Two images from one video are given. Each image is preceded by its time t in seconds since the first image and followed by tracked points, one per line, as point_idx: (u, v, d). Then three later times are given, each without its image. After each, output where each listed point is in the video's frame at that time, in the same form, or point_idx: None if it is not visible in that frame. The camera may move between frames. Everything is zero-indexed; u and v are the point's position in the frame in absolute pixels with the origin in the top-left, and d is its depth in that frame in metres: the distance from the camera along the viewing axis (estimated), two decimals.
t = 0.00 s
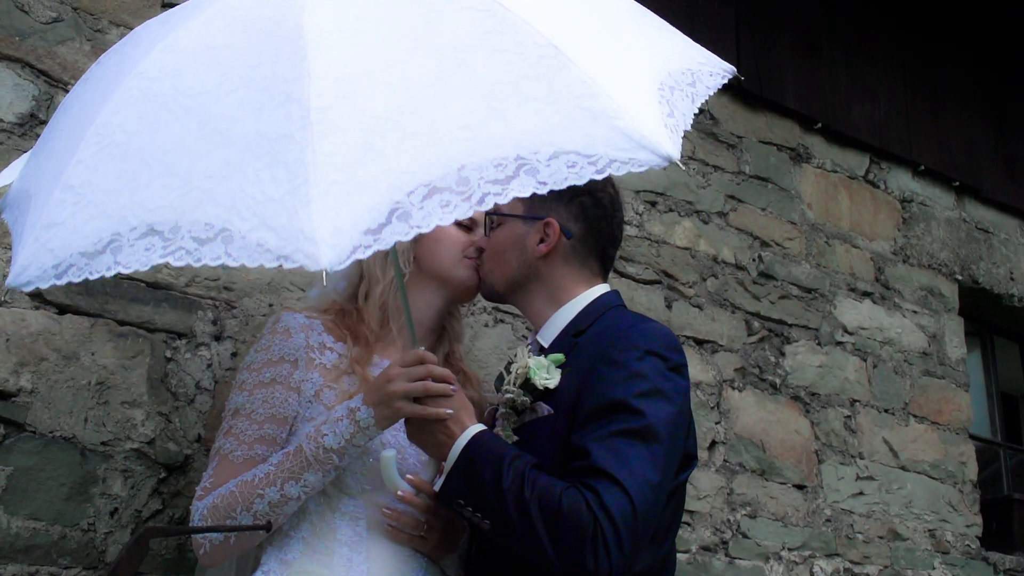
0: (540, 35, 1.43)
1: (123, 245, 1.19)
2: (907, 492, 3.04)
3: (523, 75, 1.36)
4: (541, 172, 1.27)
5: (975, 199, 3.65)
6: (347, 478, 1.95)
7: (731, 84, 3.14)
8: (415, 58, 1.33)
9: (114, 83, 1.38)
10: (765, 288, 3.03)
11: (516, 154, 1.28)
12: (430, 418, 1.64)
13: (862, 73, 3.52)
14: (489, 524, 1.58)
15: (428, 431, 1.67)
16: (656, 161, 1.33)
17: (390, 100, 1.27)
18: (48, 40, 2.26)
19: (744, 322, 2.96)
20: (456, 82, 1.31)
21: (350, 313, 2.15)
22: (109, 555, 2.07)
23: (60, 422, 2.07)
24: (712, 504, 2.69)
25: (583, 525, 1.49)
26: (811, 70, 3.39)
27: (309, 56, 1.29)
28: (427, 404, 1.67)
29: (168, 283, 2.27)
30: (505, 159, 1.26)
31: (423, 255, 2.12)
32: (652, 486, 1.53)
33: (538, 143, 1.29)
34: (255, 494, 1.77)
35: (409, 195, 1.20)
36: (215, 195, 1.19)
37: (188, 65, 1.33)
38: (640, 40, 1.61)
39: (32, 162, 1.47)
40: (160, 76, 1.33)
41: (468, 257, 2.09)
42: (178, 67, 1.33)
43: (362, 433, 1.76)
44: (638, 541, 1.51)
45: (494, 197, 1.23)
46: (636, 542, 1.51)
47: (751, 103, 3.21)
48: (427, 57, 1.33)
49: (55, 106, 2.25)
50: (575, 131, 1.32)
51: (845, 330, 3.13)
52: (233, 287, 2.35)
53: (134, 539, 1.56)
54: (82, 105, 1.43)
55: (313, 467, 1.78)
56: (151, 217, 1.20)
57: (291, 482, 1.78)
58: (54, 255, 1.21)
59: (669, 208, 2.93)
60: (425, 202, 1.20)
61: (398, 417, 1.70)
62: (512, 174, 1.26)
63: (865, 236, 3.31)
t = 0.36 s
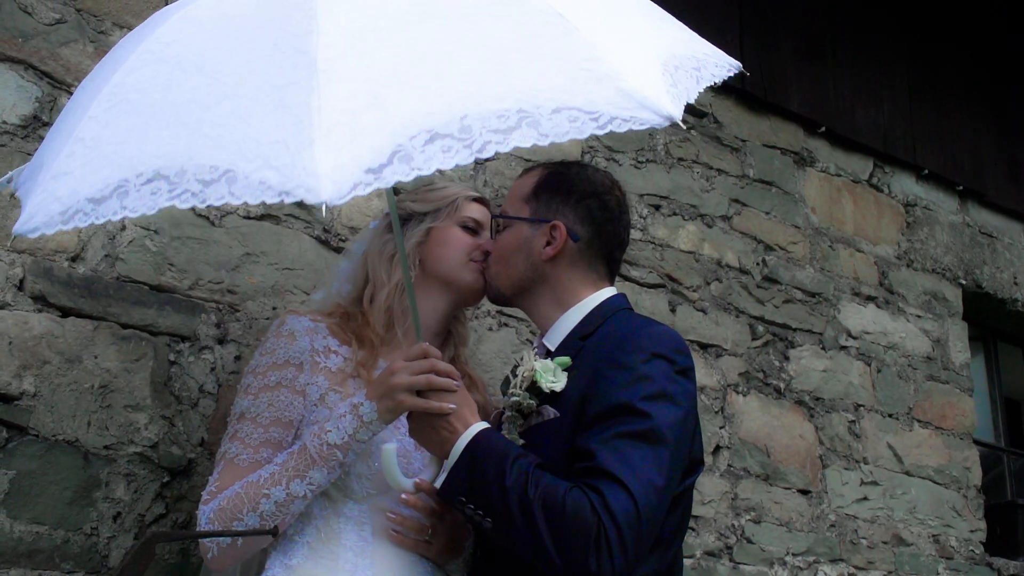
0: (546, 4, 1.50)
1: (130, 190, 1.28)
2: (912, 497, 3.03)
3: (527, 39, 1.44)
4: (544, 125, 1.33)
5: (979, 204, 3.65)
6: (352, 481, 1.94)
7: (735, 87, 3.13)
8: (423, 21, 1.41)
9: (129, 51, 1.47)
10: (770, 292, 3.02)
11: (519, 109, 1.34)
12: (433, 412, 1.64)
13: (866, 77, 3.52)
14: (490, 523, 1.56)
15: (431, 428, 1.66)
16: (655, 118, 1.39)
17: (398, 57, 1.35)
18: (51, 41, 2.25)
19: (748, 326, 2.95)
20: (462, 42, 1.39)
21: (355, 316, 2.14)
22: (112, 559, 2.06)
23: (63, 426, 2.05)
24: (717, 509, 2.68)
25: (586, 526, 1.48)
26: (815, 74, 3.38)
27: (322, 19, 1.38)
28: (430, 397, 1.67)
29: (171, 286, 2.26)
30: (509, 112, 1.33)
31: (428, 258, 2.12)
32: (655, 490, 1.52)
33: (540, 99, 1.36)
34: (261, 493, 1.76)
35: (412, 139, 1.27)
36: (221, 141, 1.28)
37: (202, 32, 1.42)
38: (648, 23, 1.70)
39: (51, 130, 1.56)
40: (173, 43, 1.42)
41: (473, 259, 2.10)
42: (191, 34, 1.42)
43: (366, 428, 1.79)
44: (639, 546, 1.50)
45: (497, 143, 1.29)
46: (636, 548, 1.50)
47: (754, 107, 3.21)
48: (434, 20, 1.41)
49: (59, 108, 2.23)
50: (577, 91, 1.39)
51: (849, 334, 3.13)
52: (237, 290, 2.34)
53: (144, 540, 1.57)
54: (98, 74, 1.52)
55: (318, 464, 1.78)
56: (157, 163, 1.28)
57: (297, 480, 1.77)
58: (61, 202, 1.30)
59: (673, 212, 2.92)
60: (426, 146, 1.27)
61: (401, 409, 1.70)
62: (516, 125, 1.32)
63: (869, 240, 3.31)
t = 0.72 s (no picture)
0: None
1: (143, 134, 1.33)
2: (916, 502, 3.03)
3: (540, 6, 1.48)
4: (554, 82, 1.37)
5: (982, 208, 3.65)
6: (358, 486, 1.91)
7: (739, 90, 3.12)
8: None
9: (157, 22, 1.56)
10: (773, 296, 3.01)
11: (532, 66, 1.37)
12: (436, 405, 1.63)
13: (870, 82, 3.51)
14: (491, 521, 1.55)
15: (433, 422, 1.65)
16: (664, 82, 1.43)
17: (414, 14, 1.39)
18: (53, 42, 2.23)
19: (752, 331, 2.94)
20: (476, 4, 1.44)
21: (359, 319, 2.12)
22: (114, 564, 2.04)
23: (65, 430, 2.04)
24: (721, 514, 2.67)
25: (589, 527, 1.47)
26: (819, 77, 3.38)
27: None
28: (433, 391, 1.66)
29: (175, 289, 2.24)
30: (521, 68, 1.36)
31: (432, 261, 2.10)
32: (660, 491, 1.51)
33: (551, 58, 1.39)
34: (266, 492, 1.74)
35: (425, 86, 1.30)
36: (235, 86, 1.33)
37: None
38: (659, 1, 1.74)
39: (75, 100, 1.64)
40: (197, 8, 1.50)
41: (479, 262, 2.08)
42: None
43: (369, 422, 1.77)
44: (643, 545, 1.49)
45: (507, 96, 1.33)
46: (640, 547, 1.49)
47: (758, 110, 3.20)
48: None
49: (61, 110, 2.21)
50: (589, 54, 1.42)
51: (853, 339, 3.12)
52: (240, 293, 2.32)
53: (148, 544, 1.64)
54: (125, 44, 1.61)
55: (322, 459, 1.77)
56: (171, 109, 1.34)
57: (302, 477, 1.75)
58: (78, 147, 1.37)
59: (677, 216, 2.91)
60: (438, 94, 1.30)
61: (403, 402, 1.68)
62: (527, 80, 1.36)
63: (873, 244, 3.30)
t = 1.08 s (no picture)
0: None
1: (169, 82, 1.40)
2: (918, 508, 3.02)
3: None
4: (571, 44, 1.42)
5: (984, 213, 3.65)
6: (363, 489, 1.87)
7: (743, 94, 3.11)
8: None
9: None
10: (777, 300, 3.01)
11: (551, 30, 1.43)
12: (438, 399, 1.62)
13: (873, 86, 3.51)
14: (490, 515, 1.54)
15: (433, 414, 1.64)
16: (679, 53, 1.48)
17: None
18: (57, 42, 2.21)
19: (755, 335, 2.93)
20: None
21: (364, 322, 2.11)
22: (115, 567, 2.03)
23: (66, 432, 2.02)
24: (724, 519, 2.66)
25: (589, 528, 1.46)
26: (823, 81, 3.37)
27: None
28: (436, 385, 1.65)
29: (177, 291, 2.23)
30: (540, 29, 1.42)
31: (436, 264, 2.09)
32: (662, 493, 1.50)
33: (571, 23, 1.45)
34: (271, 489, 1.73)
35: (445, 38, 1.38)
36: (262, 36, 1.41)
37: None
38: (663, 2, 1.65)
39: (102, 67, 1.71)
40: None
41: (484, 265, 2.07)
42: None
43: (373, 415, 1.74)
44: (641, 551, 1.48)
45: (525, 54, 1.39)
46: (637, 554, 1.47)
47: (762, 114, 3.19)
48: None
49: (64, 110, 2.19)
50: (607, 21, 1.47)
51: (855, 344, 3.12)
52: (243, 295, 2.31)
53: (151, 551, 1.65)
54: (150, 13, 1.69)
55: (326, 453, 1.75)
56: (198, 59, 1.41)
57: (306, 473, 1.74)
58: (104, 96, 1.43)
59: (680, 219, 2.90)
60: (458, 46, 1.38)
61: (407, 392, 1.68)
62: (547, 40, 1.42)
63: (876, 248, 3.30)
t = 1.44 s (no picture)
0: None
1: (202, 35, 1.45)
2: (920, 512, 3.02)
3: None
4: (595, 17, 1.48)
5: (986, 217, 3.65)
6: (366, 493, 1.85)
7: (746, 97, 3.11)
8: None
9: None
10: (779, 304, 3.00)
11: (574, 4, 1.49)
12: (441, 391, 1.64)
13: (876, 89, 3.51)
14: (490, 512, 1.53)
15: (435, 406, 1.64)
16: (698, 32, 1.55)
17: None
18: (59, 42, 2.20)
19: (757, 338, 2.93)
20: None
21: (367, 324, 2.10)
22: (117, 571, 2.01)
23: (67, 434, 2.00)
24: (727, 523, 2.65)
25: (590, 525, 1.45)
26: (825, 85, 3.37)
27: None
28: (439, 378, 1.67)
29: (180, 293, 2.22)
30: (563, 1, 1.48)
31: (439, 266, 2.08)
32: (666, 493, 1.48)
33: None
34: (278, 485, 1.71)
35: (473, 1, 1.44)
36: None
37: None
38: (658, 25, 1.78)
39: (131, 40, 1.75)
40: None
41: (489, 267, 2.05)
42: None
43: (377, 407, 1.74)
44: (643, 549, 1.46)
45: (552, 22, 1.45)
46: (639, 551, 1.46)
47: (765, 118, 3.19)
48: None
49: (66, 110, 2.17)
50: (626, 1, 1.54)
51: (857, 347, 3.11)
52: (245, 297, 2.30)
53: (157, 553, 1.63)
54: None
55: (332, 446, 1.74)
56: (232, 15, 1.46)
57: (312, 467, 1.72)
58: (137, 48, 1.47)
59: (683, 222, 2.90)
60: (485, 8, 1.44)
61: (410, 384, 1.69)
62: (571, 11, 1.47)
63: (878, 252, 3.30)
